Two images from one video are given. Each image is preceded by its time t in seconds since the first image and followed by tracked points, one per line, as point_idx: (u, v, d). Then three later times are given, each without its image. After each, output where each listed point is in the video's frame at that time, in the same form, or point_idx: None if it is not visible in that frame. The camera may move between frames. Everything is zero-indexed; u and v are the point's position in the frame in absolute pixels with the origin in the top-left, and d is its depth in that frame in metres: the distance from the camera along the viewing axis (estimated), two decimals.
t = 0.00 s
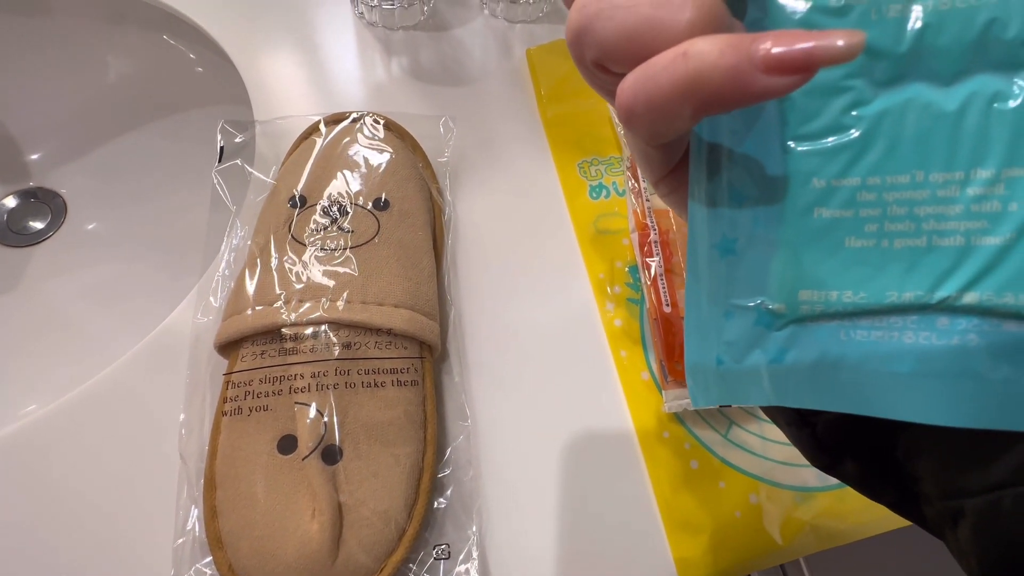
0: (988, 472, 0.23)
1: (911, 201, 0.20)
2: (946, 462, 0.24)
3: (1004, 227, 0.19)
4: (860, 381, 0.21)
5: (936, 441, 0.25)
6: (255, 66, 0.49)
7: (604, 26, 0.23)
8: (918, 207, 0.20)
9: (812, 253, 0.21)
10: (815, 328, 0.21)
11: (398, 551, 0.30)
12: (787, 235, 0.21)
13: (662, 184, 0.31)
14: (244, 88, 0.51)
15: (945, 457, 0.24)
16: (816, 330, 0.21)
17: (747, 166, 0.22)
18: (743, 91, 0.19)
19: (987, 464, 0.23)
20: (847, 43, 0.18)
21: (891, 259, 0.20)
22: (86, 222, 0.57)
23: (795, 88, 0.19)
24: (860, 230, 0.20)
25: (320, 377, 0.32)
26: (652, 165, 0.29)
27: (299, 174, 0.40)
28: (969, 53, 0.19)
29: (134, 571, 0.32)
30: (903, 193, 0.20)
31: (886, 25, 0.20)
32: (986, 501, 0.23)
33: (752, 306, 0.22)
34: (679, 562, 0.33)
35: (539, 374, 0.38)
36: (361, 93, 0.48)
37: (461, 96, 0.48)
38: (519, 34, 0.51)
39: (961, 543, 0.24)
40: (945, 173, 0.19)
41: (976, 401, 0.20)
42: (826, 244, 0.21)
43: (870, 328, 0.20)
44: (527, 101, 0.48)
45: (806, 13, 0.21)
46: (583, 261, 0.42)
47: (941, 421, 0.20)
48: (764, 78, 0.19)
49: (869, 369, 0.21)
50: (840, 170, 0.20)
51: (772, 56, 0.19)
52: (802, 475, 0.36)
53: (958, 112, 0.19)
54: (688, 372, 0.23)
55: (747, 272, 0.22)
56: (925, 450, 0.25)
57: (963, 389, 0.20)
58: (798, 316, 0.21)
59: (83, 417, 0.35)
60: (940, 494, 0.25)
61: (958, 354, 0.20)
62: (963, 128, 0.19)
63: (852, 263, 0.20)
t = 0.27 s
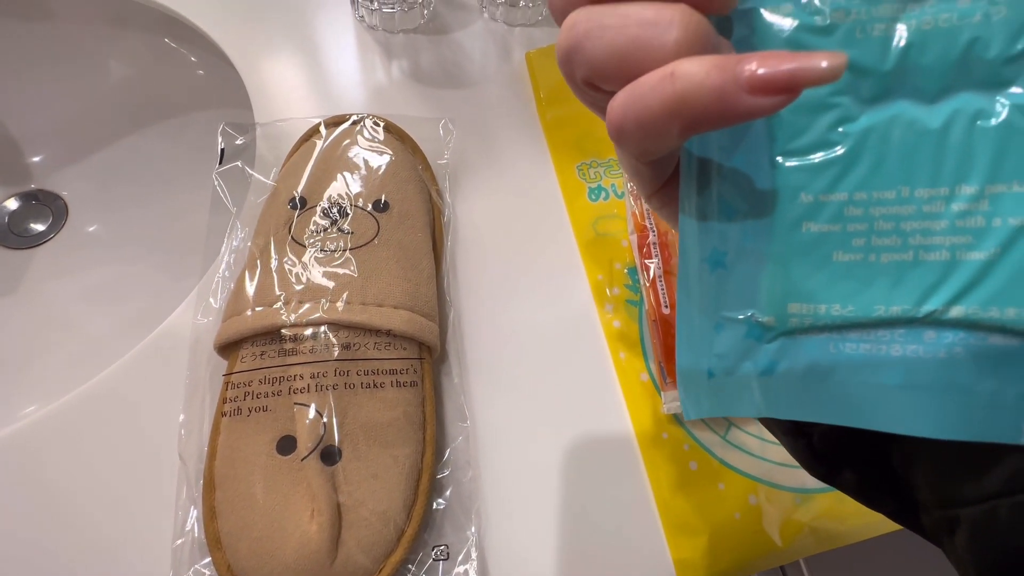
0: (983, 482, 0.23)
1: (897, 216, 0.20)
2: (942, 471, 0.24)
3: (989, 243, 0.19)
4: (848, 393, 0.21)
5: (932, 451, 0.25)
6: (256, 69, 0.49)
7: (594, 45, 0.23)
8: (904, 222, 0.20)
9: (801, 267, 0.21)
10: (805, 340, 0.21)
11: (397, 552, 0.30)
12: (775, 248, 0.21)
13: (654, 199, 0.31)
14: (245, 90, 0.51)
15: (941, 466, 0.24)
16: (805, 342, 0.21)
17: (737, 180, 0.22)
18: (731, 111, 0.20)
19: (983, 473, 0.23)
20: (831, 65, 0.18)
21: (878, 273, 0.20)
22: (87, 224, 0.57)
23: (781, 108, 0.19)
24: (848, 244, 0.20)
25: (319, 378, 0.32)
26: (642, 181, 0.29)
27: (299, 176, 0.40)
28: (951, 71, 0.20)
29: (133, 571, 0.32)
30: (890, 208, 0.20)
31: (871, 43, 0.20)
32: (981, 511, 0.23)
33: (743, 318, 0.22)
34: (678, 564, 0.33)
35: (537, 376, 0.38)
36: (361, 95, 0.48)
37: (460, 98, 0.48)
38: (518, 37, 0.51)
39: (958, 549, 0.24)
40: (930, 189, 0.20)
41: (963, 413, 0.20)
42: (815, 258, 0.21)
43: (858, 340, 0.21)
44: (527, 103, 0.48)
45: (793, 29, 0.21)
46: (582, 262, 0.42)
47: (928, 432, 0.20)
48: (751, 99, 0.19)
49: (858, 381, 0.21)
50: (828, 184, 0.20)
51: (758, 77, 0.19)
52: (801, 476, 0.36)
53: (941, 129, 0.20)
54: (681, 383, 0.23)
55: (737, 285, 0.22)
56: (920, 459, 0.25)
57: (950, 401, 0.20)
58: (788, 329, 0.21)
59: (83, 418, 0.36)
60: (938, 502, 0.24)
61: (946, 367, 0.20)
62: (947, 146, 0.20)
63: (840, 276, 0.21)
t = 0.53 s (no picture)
0: (972, 485, 0.23)
1: (878, 231, 0.20)
2: (934, 475, 0.24)
3: (969, 256, 0.20)
4: (836, 402, 0.21)
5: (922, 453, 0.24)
6: (261, 72, 0.49)
7: (587, 70, 0.24)
8: (886, 236, 0.20)
9: (789, 280, 0.21)
10: (794, 350, 0.21)
11: (401, 551, 0.30)
12: (762, 262, 0.22)
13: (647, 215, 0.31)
14: (249, 93, 0.52)
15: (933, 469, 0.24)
16: (794, 352, 0.21)
17: (726, 197, 0.22)
18: (717, 136, 0.20)
19: (970, 477, 0.23)
20: (809, 91, 0.18)
21: (862, 286, 0.21)
22: (91, 226, 0.58)
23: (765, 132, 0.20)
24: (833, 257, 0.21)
25: (323, 378, 0.32)
26: (634, 199, 0.30)
27: (304, 178, 0.40)
28: (928, 95, 0.20)
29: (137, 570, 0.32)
30: (871, 223, 0.20)
31: (851, 67, 0.21)
32: (971, 514, 0.23)
33: (733, 329, 0.22)
34: (682, 564, 0.33)
35: (538, 377, 0.38)
36: (364, 98, 0.48)
37: (463, 101, 0.48)
38: (521, 40, 0.51)
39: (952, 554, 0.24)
40: (911, 205, 0.20)
41: (948, 423, 0.20)
42: (802, 271, 0.21)
43: (845, 350, 0.21)
44: (529, 106, 0.48)
45: (776, 53, 0.21)
46: (585, 264, 0.42)
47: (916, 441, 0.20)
48: (736, 124, 0.20)
49: (844, 391, 0.21)
50: (813, 200, 0.21)
51: (741, 103, 0.19)
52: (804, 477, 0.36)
53: (920, 148, 0.20)
54: (673, 392, 0.23)
55: (727, 299, 0.22)
56: (911, 464, 0.25)
57: (935, 411, 0.20)
58: (778, 339, 0.21)
59: (88, 417, 0.36)
60: (930, 507, 0.24)
61: (930, 377, 0.20)
62: (927, 163, 0.20)
63: (825, 289, 0.21)
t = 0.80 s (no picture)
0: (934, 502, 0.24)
1: (839, 286, 0.22)
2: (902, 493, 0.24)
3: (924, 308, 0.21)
4: (808, 447, 0.22)
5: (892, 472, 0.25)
6: (263, 74, 0.50)
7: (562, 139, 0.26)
8: (845, 288, 0.22)
9: (756, 329, 0.23)
10: (766, 395, 0.23)
11: (403, 550, 0.30)
12: (733, 315, 0.23)
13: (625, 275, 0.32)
14: (251, 95, 0.52)
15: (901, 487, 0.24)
16: (767, 396, 0.23)
17: (697, 253, 0.24)
18: (682, 211, 0.22)
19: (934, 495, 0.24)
20: (757, 172, 0.21)
21: (827, 334, 0.22)
22: (93, 227, 0.58)
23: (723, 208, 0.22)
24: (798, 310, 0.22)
25: (325, 378, 0.32)
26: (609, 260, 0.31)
27: (306, 179, 0.40)
28: (875, 157, 0.22)
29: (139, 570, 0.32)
30: (830, 279, 0.22)
31: (801, 133, 0.22)
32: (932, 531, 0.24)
33: (708, 374, 0.24)
34: (680, 564, 0.33)
35: (539, 377, 0.38)
36: (366, 100, 0.48)
37: (464, 103, 0.49)
38: (521, 42, 0.52)
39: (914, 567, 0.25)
40: (866, 259, 0.21)
41: (915, 465, 0.21)
42: (769, 321, 0.23)
43: (814, 396, 0.22)
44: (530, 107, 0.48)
45: (735, 119, 0.23)
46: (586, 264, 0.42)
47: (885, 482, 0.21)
48: (698, 199, 0.22)
49: (816, 435, 0.22)
50: (776, 255, 0.23)
51: (701, 182, 0.21)
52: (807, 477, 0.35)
53: (869, 207, 0.22)
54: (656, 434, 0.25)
55: (701, 346, 0.24)
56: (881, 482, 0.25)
57: (901, 455, 0.21)
58: (749, 384, 0.23)
59: (90, 417, 0.36)
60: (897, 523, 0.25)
61: (895, 421, 0.21)
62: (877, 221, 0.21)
63: (792, 338, 0.22)
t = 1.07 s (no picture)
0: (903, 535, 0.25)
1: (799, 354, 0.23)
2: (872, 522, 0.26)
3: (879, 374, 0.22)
4: (784, 508, 0.24)
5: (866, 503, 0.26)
6: (261, 74, 0.49)
7: (516, 230, 0.27)
8: (804, 355, 0.23)
9: (723, 397, 0.24)
10: (738, 461, 0.24)
11: (400, 551, 0.30)
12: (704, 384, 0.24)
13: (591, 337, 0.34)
14: (250, 96, 0.52)
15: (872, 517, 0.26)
16: (739, 462, 0.24)
17: (665, 326, 0.25)
18: (632, 301, 0.24)
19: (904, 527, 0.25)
20: (703, 269, 0.22)
21: (791, 401, 0.23)
22: (92, 228, 0.58)
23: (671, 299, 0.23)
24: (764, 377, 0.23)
25: (322, 378, 0.32)
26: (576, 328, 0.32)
27: (304, 179, 0.40)
28: (822, 228, 0.23)
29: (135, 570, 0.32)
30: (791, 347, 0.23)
31: (748, 209, 0.24)
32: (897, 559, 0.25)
33: (682, 441, 0.25)
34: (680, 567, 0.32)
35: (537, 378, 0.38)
36: (364, 100, 0.48)
37: (463, 104, 0.49)
38: (520, 43, 0.52)
39: None
40: (821, 327, 0.23)
41: (882, 524, 0.23)
42: (734, 390, 0.24)
43: (785, 460, 0.24)
44: (529, 107, 0.48)
45: (687, 195, 0.25)
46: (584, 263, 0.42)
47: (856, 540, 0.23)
48: (648, 294, 0.23)
49: (788, 497, 0.24)
50: (736, 326, 0.24)
51: (651, 278, 0.23)
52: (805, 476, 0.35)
53: (819, 278, 0.23)
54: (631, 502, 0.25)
55: (671, 413, 0.25)
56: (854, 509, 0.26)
57: (871, 515, 0.23)
58: (721, 451, 0.24)
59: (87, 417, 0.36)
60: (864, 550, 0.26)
61: (863, 482, 0.23)
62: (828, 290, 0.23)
63: (759, 404, 0.24)
